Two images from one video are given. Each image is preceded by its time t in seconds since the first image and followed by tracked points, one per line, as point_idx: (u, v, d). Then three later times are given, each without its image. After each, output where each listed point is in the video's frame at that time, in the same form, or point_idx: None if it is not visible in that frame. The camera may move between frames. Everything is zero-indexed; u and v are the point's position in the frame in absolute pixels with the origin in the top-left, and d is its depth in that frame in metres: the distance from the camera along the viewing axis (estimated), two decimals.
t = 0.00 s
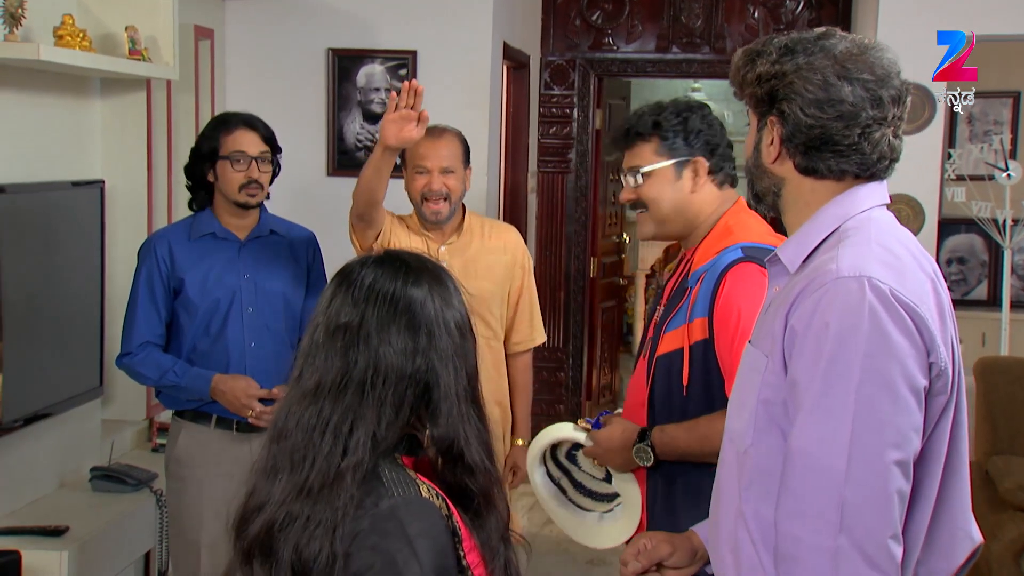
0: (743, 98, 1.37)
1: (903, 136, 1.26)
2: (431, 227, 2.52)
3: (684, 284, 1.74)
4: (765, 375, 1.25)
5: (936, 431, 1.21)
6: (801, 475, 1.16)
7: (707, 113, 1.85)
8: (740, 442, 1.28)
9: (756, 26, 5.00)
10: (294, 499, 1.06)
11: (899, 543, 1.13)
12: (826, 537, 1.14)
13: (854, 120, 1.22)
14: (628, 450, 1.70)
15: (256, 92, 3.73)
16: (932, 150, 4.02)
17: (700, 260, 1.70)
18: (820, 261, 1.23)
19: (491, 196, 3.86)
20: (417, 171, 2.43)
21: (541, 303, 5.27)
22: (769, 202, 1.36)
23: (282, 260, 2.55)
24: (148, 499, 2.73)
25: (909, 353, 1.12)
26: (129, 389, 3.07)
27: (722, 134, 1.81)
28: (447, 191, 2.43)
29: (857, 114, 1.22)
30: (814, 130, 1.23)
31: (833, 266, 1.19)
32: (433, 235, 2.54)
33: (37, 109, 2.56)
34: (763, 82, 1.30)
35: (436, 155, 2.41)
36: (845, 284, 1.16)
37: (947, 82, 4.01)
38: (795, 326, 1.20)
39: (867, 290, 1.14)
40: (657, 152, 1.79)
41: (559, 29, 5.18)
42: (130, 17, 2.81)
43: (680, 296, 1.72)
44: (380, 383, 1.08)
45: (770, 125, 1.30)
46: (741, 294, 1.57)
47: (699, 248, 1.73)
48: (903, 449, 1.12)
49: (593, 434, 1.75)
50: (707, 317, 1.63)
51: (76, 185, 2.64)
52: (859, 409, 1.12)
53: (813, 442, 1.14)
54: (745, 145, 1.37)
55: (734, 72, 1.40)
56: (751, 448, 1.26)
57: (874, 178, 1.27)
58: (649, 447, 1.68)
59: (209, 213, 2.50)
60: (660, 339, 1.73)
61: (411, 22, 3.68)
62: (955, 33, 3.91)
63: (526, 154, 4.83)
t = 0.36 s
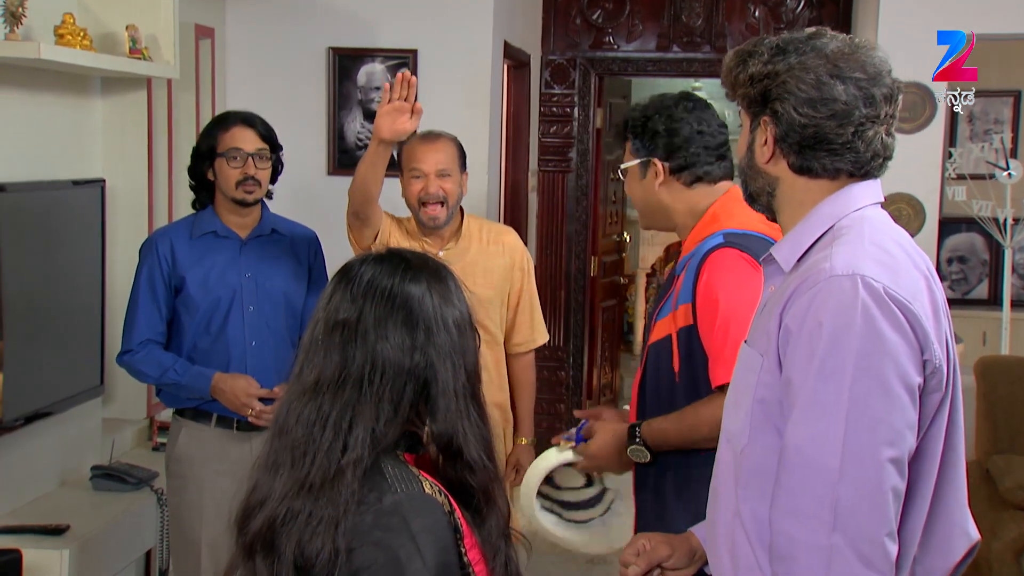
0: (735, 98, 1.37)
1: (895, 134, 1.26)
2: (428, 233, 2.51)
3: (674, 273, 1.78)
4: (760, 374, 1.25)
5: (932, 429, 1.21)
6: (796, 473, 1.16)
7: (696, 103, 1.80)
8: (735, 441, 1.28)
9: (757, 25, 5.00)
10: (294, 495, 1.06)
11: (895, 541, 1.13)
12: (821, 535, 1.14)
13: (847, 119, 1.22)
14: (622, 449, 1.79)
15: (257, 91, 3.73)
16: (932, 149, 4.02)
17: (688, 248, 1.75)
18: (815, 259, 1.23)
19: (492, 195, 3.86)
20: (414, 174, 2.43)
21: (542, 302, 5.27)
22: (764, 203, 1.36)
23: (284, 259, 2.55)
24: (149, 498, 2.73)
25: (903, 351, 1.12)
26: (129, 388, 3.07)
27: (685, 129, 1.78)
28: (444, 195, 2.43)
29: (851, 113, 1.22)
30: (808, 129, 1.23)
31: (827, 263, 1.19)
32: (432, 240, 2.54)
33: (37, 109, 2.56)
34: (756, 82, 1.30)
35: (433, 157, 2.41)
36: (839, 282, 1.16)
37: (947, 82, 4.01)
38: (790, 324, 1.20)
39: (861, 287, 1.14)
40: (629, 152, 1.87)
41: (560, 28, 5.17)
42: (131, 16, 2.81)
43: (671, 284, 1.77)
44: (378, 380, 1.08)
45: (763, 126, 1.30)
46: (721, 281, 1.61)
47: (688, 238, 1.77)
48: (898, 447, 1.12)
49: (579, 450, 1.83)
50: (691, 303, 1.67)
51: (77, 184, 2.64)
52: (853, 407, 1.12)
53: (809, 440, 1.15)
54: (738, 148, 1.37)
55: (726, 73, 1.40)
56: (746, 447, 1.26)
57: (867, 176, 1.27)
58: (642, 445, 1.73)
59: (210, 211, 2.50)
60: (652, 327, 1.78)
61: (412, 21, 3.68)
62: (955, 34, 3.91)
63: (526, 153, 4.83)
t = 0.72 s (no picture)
0: (734, 98, 1.36)
1: (895, 131, 1.26)
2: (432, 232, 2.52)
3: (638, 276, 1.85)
4: (761, 373, 1.25)
5: (933, 426, 1.21)
6: (797, 471, 1.16)
7: (667, 106, 1.88)
8: (737, 440, 1.28)
9: (758, 23, 5.01)
10: (298, 495, 1.06)
11: (896, 539, 1.13)
12: (824, 534, 1.14)
13: (847, 117, 1.22)
14: (551, 438, 1.82)
15: (258, 89, 3.73)
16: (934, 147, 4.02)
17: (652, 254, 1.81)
18: (816, 257, 1.23)
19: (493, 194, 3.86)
20: (422, 175, 2.42)
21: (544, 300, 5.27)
22: (764, 201, 1.36)
23: (285, 258, 2.55)
24: (150, 495, 2.73)
25: (905, 348, 1.13)
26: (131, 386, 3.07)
27: (653, 134, 1.86)
28: (453, 192, 2.44)
29: (850, 110, 1.22)
30: (808, 127, 1.23)
31: (827, 262, 1.19)
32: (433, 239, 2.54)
33: (39, 107, 2.56)
34: (755, 81, 1.30)
35: (438, 157, 2.43)
36: (840, 281, 1.15)
37: (947, 82, 4.00)
38: (791, 323, 1.20)
39: (862, 285, 1.14)
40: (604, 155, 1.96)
41: (562, 26, 5.16)
42: (132, 15, 2.81)
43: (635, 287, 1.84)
44: (381, 377, 1.08)
45: (763, 125, 1.30)
46: (672, 288, 1.68)
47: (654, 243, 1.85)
48: (899, 444, 1.12)
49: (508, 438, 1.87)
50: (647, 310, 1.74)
51: (78, 182, 2.64)
52: (855, 405, 1.12)
53: (811, 438, 1.14)
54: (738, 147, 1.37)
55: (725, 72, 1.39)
56: (747, 446, 1.26)
57: (868, 174, 1.27)
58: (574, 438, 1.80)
59: (213, 209, 2.50)
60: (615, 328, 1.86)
61: (413, 19, 3.68)
62: (955, 33, 3.91)
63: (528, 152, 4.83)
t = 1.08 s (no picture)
0: (738, 97, 1.36)
1: (900, 128, 1.26)
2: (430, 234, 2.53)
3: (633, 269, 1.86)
4: (768, 372, 1.25)
5: (939, 425, 1.21)
6: (803, 470, 1.16)
7: (661, 104, 1.88)
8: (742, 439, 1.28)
9: (759, 20, 5.00)
10: (311, 496, 1.06)
11: (903, 538, 1.13)
12: (831, 533, 1.14)
13: (852, 114, 1.22)
14: (545, 427, 1.86)
15: (258, 87, 3.72)
16: (934, 144, 4.02)
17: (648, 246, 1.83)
18: (821, 255, 1.23)
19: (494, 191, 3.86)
20: (423, 179, 2.42)
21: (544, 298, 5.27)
22: (768, 199, 1.35)
23: (286, 256, 2.55)
24: (151, 493, 2.73)
25: (911, 347, 1.12)
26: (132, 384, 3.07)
27: (648, 130, 1.86)
28: (453, 196, 2.44)
29: (856, 108, 1.22)
30: (813, 125, 1.23)
31: (833, 260, 1.18)
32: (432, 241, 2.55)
33: (39, 104, 2.56)
34: (761, 79, 1.30)
35: (438, 159, 2.43)
36: (846, 279, 1.15)
37: (947, 81, 4.00)
38: (797, 322, 1.20)
39: (869, 284, 1.14)
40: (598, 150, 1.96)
41: (563, 23, 5.16)
42: (132, 12, 2.80)
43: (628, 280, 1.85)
44: (389, 377, 1.08)
45: (767, 123, 1.30)
46: (667, 281, 1.69)
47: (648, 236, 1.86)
48: (906, 444, 1.12)
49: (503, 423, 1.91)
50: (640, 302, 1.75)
51: (78, 180, 2.64)
52: (863, 404, 1.12)
53: (818, 438, 1.14)
54: (741, 144, 1.37)
55: (728, 71, 1.39)
56: (754, 445, 1.26)
57: (873, 172, 1.27)
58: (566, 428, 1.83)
59: (213, 206, 2.49)
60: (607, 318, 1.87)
61: (414, 17, 3.68)
62: (955, 33, 3.91)
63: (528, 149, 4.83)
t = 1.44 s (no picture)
0: (738, 96, 1.37)
1: (901, 126, 1.26)
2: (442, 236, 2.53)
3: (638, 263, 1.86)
4: (772, 370, 1.25)
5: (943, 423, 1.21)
6: (809, 470, 1.15)
7: (648, 106, 1.90)
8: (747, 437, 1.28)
9: (759, 18, 4.99)
10: (313, 497, 1.06)
11: (909, 537, 1.13)
12: (838, 532, 1.14)
13: (854, 112, 1.22)
14: (568, 425, 1.84)
15: (258, 86, 3.72)
16: (935, 143, 4.02)
17: (654, 239, 1.83)
18: (825, 253, 1.23)
19: (494, 190, 3.86)
20: (443, 181, 2.43)
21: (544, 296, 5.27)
22: (770, 198, 1.35)
23: (286, 254, 2.55)
24: (151, 491, 2.73)
25: (917, 346, 1.12)
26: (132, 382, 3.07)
27: (638, 131, 1.86)
28: (470, 199, 2.46)
29: (857, 105, 1.22)
30: (816, 123, 1.23)
31: (838, 259, 1.18)
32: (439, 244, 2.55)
33: (39, 102, 2.56)
34: (762, 78, 1.29)
35: (457, 162, 2.45)
36: (851, 278, 1.15)
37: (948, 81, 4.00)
38: (801, 320, 1.20)
39: (874, 283, 1.14)
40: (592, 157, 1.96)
41: (563, 21, 5.16)
42: (132, 10, 2.80)
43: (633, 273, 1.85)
44: (387, 374, 1.08)
45: (768, 122, 1.30)
46: (676, 274, 1.70)
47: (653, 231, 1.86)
48: (912, 443, 1.12)
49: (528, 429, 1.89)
50: (648, 294, 1.76)
51: (78, 178, 2.64)
52: (867, 403, 1.12)
53: (823, 437, 1.14)
54: (744, 143, 1.37)
55: (728, 70, 1.39)
56: (759, 444, 1.26)
57: (875, 170, 1.27)
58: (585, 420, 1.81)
59: (212, 206, 2.49)
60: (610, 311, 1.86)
61: (415, 15, 3.67)
62: (955, 34, 3.91)
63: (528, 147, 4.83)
